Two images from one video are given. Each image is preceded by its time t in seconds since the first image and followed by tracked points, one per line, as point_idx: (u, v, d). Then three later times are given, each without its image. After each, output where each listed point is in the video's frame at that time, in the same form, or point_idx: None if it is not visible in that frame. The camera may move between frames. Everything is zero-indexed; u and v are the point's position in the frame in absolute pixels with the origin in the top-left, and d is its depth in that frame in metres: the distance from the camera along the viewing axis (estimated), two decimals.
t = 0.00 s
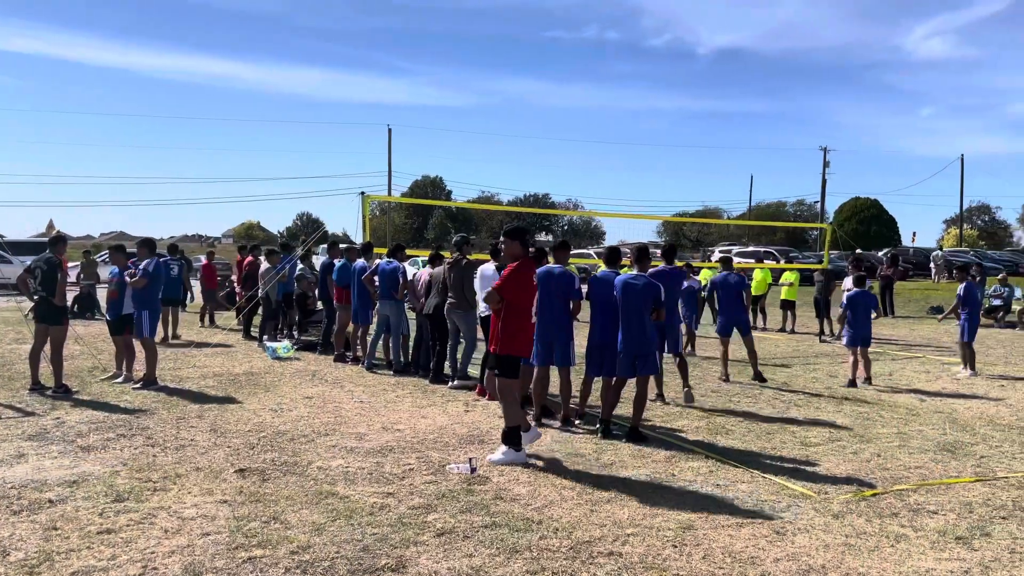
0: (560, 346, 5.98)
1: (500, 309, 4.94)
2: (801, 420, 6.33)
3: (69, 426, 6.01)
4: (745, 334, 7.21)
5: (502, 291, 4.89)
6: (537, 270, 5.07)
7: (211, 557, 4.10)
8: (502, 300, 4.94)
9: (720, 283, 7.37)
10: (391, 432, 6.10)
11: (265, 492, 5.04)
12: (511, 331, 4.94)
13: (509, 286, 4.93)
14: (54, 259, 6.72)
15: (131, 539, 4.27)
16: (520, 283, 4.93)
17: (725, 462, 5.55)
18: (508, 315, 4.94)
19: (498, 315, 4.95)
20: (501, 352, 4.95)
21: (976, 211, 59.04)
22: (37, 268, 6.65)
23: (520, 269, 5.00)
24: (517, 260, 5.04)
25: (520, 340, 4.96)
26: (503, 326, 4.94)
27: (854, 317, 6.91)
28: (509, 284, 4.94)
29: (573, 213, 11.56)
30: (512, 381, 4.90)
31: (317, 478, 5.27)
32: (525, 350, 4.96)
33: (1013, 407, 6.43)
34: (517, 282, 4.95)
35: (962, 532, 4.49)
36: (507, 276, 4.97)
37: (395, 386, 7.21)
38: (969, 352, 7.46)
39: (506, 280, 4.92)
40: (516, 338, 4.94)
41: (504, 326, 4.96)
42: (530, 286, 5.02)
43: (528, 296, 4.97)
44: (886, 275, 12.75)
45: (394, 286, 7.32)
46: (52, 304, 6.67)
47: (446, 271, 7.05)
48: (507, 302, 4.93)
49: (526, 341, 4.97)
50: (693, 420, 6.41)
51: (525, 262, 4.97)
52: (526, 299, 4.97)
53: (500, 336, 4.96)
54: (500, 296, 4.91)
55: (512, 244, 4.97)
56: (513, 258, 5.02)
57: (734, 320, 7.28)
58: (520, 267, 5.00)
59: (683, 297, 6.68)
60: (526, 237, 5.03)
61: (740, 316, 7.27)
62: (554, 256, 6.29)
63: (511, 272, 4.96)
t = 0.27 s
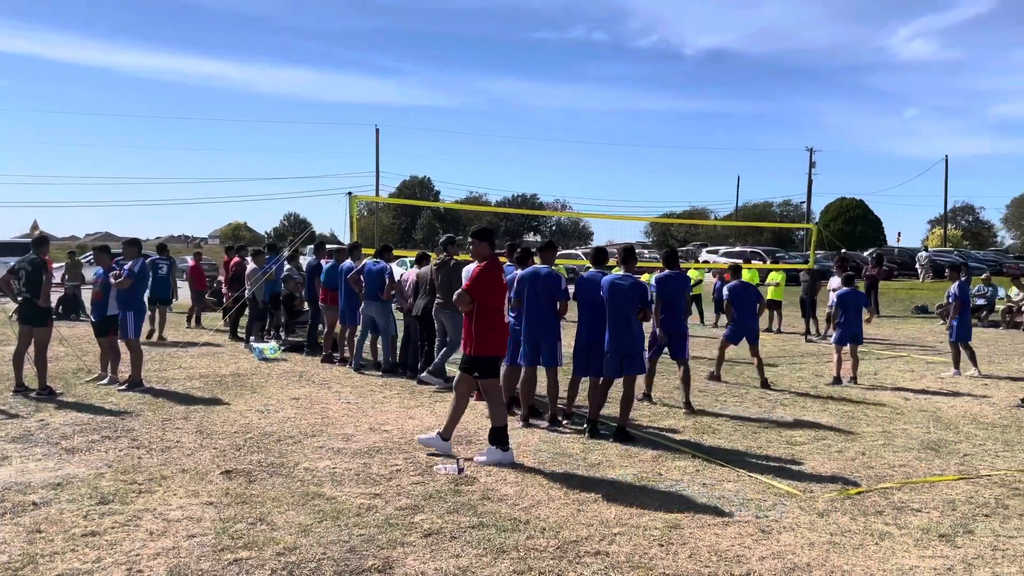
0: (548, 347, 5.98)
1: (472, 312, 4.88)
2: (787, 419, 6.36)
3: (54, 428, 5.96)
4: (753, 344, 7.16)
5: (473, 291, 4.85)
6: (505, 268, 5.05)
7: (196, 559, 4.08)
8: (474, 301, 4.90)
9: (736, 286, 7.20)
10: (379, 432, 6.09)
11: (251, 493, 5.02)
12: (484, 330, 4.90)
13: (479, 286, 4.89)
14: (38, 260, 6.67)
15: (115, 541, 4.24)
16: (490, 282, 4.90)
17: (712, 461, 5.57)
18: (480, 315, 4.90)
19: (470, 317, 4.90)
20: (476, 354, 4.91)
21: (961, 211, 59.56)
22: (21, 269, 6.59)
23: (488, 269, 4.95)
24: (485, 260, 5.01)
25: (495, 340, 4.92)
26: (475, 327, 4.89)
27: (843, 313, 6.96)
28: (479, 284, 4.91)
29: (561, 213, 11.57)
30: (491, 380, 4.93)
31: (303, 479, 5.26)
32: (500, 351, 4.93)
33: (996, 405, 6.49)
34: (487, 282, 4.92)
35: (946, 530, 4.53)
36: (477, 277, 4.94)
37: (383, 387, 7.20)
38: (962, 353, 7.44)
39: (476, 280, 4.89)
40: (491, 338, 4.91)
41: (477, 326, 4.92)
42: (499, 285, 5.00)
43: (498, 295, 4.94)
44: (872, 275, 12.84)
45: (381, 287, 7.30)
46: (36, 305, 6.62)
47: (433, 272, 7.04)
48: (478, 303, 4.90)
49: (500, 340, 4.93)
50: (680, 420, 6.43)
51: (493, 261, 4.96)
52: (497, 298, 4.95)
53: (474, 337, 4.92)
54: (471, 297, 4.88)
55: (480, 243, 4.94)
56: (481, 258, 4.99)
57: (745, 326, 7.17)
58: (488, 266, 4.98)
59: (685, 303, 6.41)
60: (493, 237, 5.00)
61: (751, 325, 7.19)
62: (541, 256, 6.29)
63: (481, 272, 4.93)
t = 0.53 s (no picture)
0: (533, 347, 5.98)
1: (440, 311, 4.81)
2: (771, 419, 6.40)
3: (35, 430, 5.90)
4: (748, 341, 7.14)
5: (439, 289, 4.80)
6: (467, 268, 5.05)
7: (179, 562, 4.05)
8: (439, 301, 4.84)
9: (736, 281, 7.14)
10: (364, 434, 6.07)
11: (236, 495, 5.00)
12: (450, 330, 4.84)
13: (444, 285, 4.85)
14: (19, 261, 6.60)
15: (98, 545, 4.20)
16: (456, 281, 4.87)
17: (697, 461, 5.59)
18: (446, 315, 4.84)
19: (436, 317, 4.82)
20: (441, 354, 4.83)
21: (945, 211, 60.10)
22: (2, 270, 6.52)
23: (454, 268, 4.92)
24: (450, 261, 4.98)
25: (462, 339, 4.88)
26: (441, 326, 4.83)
27: (830, 313, 6.97)
28: (444, 284, 4.87)
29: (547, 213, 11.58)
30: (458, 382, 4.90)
31: (288, 481, 5.23)
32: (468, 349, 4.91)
33: (977, 404, 6.55)
34: (453, 281, 4.89)
35: (927, 528, 4.57)
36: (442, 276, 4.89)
37: (369, 388, 7.18)
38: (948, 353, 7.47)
39: (442, 279, 4.84)
40: (458, 337, 4.86)
41: (442, 326, 4.85)
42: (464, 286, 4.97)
43: (464, 295, 4.91)
44: (855, 275, 12.93)
45: (367, 288, 7.27)
46: (17, 307, 6.55)
47: (418, 272, 7.02)
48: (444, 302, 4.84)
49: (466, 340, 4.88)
50: (665, 419, 6.45)
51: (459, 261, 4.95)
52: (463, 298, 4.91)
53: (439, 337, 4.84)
54: (437, 296, 4.83)
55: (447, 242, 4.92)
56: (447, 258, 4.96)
57: (742, 322, 7.12)
58: (454, 267, 4.96)
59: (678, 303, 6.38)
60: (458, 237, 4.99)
61: (749, 321, 7.16)
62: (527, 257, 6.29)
63: (447, 271, 4.89)
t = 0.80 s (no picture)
0: (519, 348, 5.96)
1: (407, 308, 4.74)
2: (755, 418, 6.43)
3: (15, 433, 5.84)
4: (732, 344, 7.22)
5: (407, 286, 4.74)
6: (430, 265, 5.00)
7: (161, 566, 4.02)
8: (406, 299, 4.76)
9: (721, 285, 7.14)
10: (349, 435, 6.05)
11: (218, 498, 4.96)
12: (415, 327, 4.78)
13: (410, 282, 4.78)
14: None
15: (79, 548, 4.16)
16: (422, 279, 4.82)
17: (681, 461, 5.60)
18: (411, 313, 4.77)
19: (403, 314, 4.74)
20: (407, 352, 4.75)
21: (928, 211, 60.65)
22: None
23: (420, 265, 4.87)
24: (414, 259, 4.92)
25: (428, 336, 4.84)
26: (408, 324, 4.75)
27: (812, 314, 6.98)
28: (411, 281, 4.80)
29: (532, 214, 11.59)
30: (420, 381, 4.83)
31: (271, 483, 5.20)
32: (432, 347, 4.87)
33: (957, 403, 6.62)
34: (417, 279, 4.84)
35: (908, 527, 4.61)
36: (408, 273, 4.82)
37: (353, 390, 7.15)
38: (931, 352, 7.52)
39: (409, 277, 4.78)
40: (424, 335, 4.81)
41: (407, 324, 4.77)
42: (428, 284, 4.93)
43: (429, 293, 4.87)
44: (838, 275, 13.02)
45: (352, 290, 7.24)
46: None
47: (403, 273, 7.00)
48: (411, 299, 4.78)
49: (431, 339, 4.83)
50: (649, 420, 6.46)
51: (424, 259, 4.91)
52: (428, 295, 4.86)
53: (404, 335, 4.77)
54: (403, 293, 4.75)
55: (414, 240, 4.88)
56: (412, 256, 4.89)
57: (727, 326, 7.18)
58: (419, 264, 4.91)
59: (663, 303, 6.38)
60: (422, 235, 4.94)
61: (733, 324, 7.22)
62: (512, 258, 6.28)
63: (413, 269, 4.83)
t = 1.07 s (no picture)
0: (504, 349, 5.96)
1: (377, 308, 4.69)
2: (738, 418, 6.46)
3: None
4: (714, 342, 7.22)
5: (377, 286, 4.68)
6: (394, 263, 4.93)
7: (142, 569, 3.98)
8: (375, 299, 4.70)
9: (700, 283, 7.21)
10: (332, 437, 6.02)
11: (200, 500, 4.93)
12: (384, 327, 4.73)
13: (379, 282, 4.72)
14: None
15: (59, 552, 4.12)
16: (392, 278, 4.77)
17: (665, 461, 5.62)
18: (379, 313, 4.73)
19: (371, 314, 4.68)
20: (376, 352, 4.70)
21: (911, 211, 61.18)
22: None
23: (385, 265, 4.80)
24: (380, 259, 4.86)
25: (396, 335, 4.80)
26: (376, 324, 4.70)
27: (788, 315, 7.01)
28: (378, 281, 4.74)
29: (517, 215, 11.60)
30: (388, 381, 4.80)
31: (254, 485, 5.17)
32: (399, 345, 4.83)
33: (937, 402, 6.68)
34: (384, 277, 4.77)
35: (889, 525, 4.64)
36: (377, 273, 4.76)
37: (338, 391, 7.12)
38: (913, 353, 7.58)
39: (378, 276, 4.72)
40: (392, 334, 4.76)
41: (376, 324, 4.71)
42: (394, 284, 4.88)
43: (398, 293, 4.83)
44: (821, 275, 13.10)
45: (336, 291, 7.21)
46: None
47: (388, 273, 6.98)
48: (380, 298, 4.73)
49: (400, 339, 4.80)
50: (633, 419, 6.48)
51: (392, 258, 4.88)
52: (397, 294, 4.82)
53: (373, 336, 4.72)
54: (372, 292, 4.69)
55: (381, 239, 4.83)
56: (378, 255, 4.83)
57: (708, 325, 7.19)
58: (386, 264, 4.85)
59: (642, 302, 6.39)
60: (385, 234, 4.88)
61: (714, 323, 7.23)
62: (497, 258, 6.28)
63: (380, 268, 4.78)
